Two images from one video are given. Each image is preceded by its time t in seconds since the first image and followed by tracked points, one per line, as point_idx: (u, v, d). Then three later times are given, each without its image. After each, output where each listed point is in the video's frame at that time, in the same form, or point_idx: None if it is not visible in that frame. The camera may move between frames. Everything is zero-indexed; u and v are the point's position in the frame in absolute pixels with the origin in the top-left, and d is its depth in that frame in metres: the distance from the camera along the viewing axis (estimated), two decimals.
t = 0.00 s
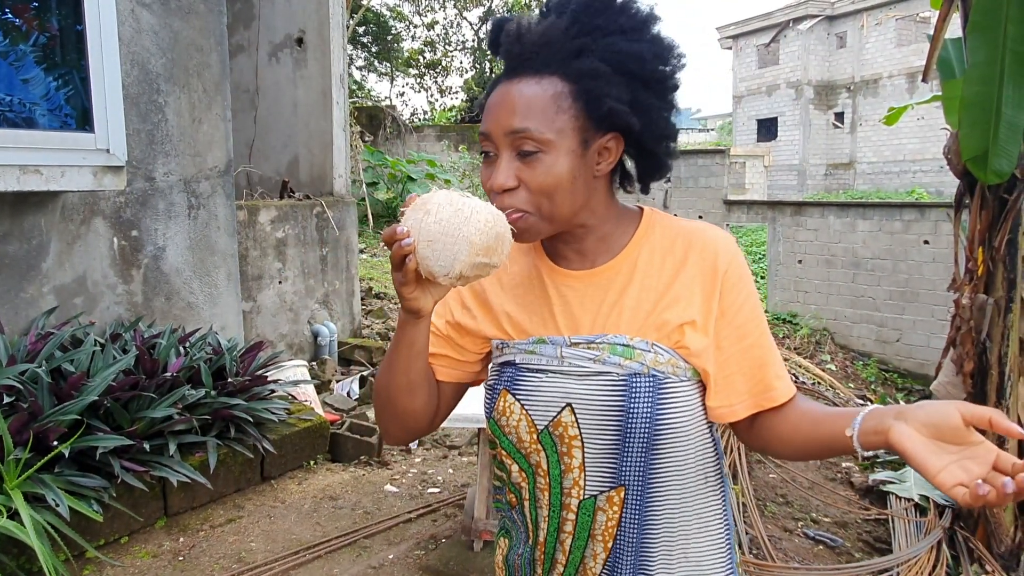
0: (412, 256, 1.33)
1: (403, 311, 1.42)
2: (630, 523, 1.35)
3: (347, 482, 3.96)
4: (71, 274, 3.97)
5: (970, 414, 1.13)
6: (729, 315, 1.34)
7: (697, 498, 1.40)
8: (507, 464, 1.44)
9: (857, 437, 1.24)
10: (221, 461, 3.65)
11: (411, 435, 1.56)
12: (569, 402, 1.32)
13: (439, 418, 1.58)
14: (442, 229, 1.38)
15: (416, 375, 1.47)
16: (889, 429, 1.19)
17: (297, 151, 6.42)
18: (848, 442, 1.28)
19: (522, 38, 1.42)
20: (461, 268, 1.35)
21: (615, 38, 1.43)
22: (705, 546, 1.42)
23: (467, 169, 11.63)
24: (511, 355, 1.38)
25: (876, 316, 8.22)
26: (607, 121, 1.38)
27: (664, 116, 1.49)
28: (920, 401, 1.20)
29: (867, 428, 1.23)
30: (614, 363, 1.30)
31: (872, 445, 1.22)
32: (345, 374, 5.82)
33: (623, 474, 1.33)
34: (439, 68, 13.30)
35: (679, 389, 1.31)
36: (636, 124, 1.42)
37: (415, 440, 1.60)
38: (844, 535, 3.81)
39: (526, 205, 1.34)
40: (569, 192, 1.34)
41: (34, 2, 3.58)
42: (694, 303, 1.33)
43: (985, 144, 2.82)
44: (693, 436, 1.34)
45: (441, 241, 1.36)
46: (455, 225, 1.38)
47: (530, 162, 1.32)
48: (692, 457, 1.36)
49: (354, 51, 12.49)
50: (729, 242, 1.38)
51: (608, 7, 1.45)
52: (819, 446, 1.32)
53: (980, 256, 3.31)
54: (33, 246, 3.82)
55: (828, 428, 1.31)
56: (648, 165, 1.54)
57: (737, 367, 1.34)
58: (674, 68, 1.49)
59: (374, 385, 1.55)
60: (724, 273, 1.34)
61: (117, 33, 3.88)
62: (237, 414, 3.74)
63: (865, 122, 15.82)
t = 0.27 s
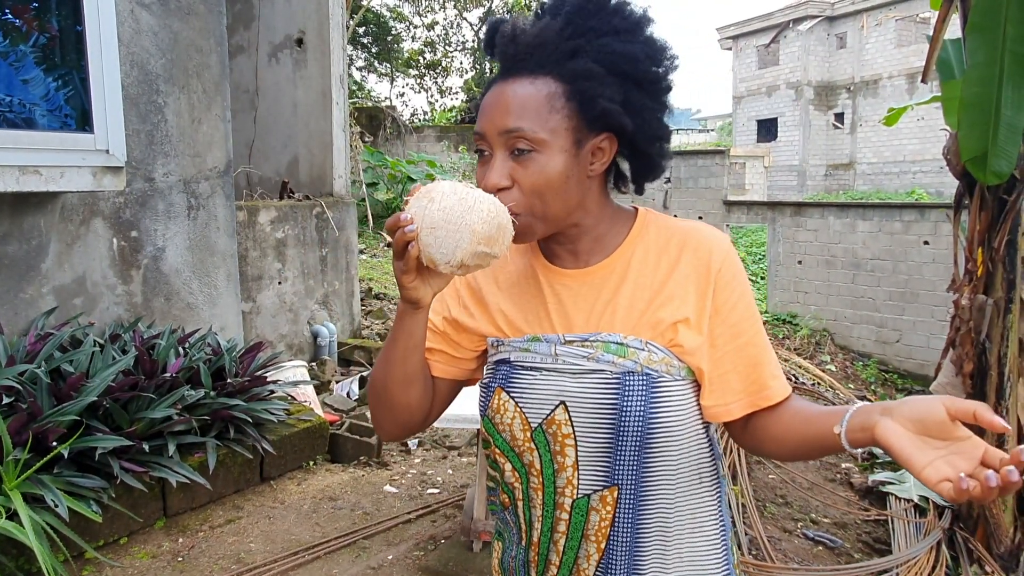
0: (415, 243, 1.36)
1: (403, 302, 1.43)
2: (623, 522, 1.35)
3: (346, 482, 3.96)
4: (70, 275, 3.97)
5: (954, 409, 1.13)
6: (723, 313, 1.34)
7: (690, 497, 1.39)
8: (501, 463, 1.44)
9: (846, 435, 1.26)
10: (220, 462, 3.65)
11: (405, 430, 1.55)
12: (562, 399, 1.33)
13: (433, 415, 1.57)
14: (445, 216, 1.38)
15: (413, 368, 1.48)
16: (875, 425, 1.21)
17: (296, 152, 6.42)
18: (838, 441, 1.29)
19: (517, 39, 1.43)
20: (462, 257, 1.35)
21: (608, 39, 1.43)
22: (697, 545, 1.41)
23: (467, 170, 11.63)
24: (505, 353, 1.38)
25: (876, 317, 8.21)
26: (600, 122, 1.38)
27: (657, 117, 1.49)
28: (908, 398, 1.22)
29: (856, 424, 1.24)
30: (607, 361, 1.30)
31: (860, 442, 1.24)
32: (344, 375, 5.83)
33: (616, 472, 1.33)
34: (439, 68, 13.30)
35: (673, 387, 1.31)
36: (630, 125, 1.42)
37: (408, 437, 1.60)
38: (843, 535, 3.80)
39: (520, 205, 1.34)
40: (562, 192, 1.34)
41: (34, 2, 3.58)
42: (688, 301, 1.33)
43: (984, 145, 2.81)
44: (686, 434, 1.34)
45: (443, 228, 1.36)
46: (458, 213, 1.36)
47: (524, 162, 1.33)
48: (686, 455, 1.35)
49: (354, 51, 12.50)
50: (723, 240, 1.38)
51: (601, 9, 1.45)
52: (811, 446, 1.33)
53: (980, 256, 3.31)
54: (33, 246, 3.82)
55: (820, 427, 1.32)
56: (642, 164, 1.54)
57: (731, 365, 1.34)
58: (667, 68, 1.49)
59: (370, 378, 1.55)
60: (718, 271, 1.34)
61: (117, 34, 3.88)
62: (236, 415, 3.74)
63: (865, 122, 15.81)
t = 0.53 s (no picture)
0: (417, 232, 1.34)
1: (400, 295, 1.42)
2: (624, 521, 1.35)
3: (346, 482, 3.96)
4: (69, 275, 3.97)
5: (952, 404, 1.13)
6: (720, 309, 1.34)
7: (690, 494, 1.39)
8: (499, 463, 1.44)
9: (845, 431, 1.26)
10: (220, 462, 3.65)
11: (396, 427, 1.55)
12: (562, 397, 1.32)
13: (426, 413, 1.57)
14: (449, 207, 1.37)
15: (408, 364, 1.47)
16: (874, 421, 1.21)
17: (296, 152, 6.42)
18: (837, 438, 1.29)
19: (515, 38, 1.43)
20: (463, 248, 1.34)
21: (606, 37, 1.43)
22: (698, 544, 1.41)
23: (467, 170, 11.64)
24: (503, 352, 1.38)
25: (876, 317, 8.21)
26: (598, 119, 1.38)
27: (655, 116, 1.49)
28: (906, 394, 1.21)
29: (854, 421, 1.24)
30: (607, 358, 1.30)
31: (859, 439, 1.24)
32: (344, 375, 5.82)
33: (616, 470, 1.33)
34: (439, 68, 13.30)
35: (672, 384, 1.31)
36: (628, 122, 1.42)
37: (399, 434, 1.59)
38: (843, 535, 3.80)
39: (519, 201, 1.33)
40: (560, 189, 1.34)
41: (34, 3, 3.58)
42: (686, 297, 1.33)
43: (984, 144, 2.81)
44: (686, 431, 1.34)
45: (447, 219, 1.36)
46: (463, 204, 1.34)
47: (523, 159, 1.32)
48: (685, 452, 1.36)
49: (354, 52, 12.51)
50: (719, 238, 1.38)
51: (599, 8, 1.45)
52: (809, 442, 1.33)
53: (980, 256, 3.31)
54: (32, 247, 3.82)
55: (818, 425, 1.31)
56: (641, 163, 1.54)
57: (728, 362, 1.34)
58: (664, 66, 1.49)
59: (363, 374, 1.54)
60: (715, 268, 1.35)
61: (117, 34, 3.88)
62: (236, 415, 3.74)
63: (865, 122, 15.82)
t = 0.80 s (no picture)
0: (420, 224, 1.34)
1: (400, 290, 1.41)
2: (626, 519, 1.35)
3: (346, 483, 3.95)
4: (69, 275, 3.97)
5: (953, 398, 1.14)
6: (721, 307, 1.35)
7: (692, 493, 1.40)
8: (500, 463, 1.43)
9: (845, 427, 1.25)
10: (220, 463, 3.65)
11: (392, 424, 1.54)
12: (564, 396, 1.32)
13: (422, 412, 1.56)
14: (454, 200, 1.35)
15: (406, 360, 1.46)
16: (875, 417, 1.20)
17: (296, 152, 6.42)
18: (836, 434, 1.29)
19: (517, 38, 1.43)
20: (467, 243, 1.34)
21: (609, 37, 1.43)
22: (699, 542, 1.42)
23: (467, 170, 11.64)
24: (504, 350, 1.38)
25: (876, 317, 8.21)
26: (601, 119, 1.38)
27: (656, 116, 1.49)
28: (904, 388, 1.22)
29: (855, 417, 1.24)
30: (609, 356, 1.29)
31: (860, 435, 1.23)
32: (344, 375, 5.82)
33: (619, 468, 1.33)
34: (439, 68, 13.29)
35: (675, 382, 1.31)
36: (631, 121, 1.42)
37: (394, 432, 1.58)
38: (843, 535, 3.80)
39: (523, 199, 1.32)
40: (563, 187, 1.34)
41: (34, 3, 3.59)
42: (687, 296, 1.34)
43: (984, 144, 2.81)
44: (688, 429, 1.34)
45: (451, 212, 1.35)
46: (468, 198, 1.33)
47: (526, 158, 1.32)
48: (687, 450, 1.36)
49: (354, 52, 12.51)
50: (719, 236, 1.39)
51: (602, 7, 1.45)
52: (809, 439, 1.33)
53: (980, 256, 3.31)
54: (32, 247, 3.82)
55: (817, 421, 1.31)
56: (643, 163, 1.54)
57: (729, 361, 1.35)
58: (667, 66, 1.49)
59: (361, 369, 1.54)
60: (716, 267, 1.35)
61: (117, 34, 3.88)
62: (236, 415, 3.74)
63: (865, 122, 15.82)
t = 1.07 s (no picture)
0: (421, 220, 1.35)
1: (400, 287, 1.41)
2: (626, 519, 1.35)
3: (346, 483, 3.95)
4: (69, 276, 3.97)
5: (953, 404, 1.13)
6: (722, 308, 1.35)
7: (692, 493, 1.39)
8: (500, 462, 1.43)
9: (845, 432, 1.26)
10: (220, 463, 3.64)
11: (391, 422, 1.54)
12: (564, 396, 1.32)
13: (422, 410, 1.56)
14: (456, 197, 1.36)
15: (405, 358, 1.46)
16: (874, 422, 1.21)
17: (296, 152, 6.42)
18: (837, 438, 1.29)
19: (519, 37, 1.43)
20: (467, 240, 1.33)
21: (610, 37, 1.43)
22: (699, 543, 1.41)
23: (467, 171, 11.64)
24: (505, 350, 1.38)
25: (876, 317, 8.21)
26: (603, 119, 1.38)
27: (658, 116, 1.49)
28: (905, 393, 1.22)
29: (855, 421, 1.24)
30: (609, 356, 1.29)
31: (859, 440, 1.24)
32: (344, 376, 5.82)
33: (619, 468, 1.32)
34: (439, 69, 13.28)
35: (675, 383, 1.31)
36: (633, 122, 1.42)
37: (393, 431, 1.58)
38: (843, 535, 3.80)
39: (525, 200, 1.33)
40: (564, 187, 1.33)
41: (33, 4, 3.58)
42: (687, 296, 1.34)
43: (984, 145, 2.81)
44: (688, 429, 1.34)
45: (453, 209, 1.35)
46: (469, 195, 1.34)
47: (527, 159, 1.32)
48: (687, 450, 1.36)
49: (353, 52, 12.52)
50: (720, 237, 1.39)
51: (604, 7, 1.45)
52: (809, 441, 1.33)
53: (980, 256, 3.31)
54: (32, 247, 3.82)
55: (818, 425, 1.31)
56: (645, 163, 1.54)
57: (729, 362, 1.35)
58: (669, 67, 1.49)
59: (360, 367, 1.54)
60: (716, 267, 1.35)
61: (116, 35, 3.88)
62: (236, 416, 3.74)
63: (865, 122, 15.82)
